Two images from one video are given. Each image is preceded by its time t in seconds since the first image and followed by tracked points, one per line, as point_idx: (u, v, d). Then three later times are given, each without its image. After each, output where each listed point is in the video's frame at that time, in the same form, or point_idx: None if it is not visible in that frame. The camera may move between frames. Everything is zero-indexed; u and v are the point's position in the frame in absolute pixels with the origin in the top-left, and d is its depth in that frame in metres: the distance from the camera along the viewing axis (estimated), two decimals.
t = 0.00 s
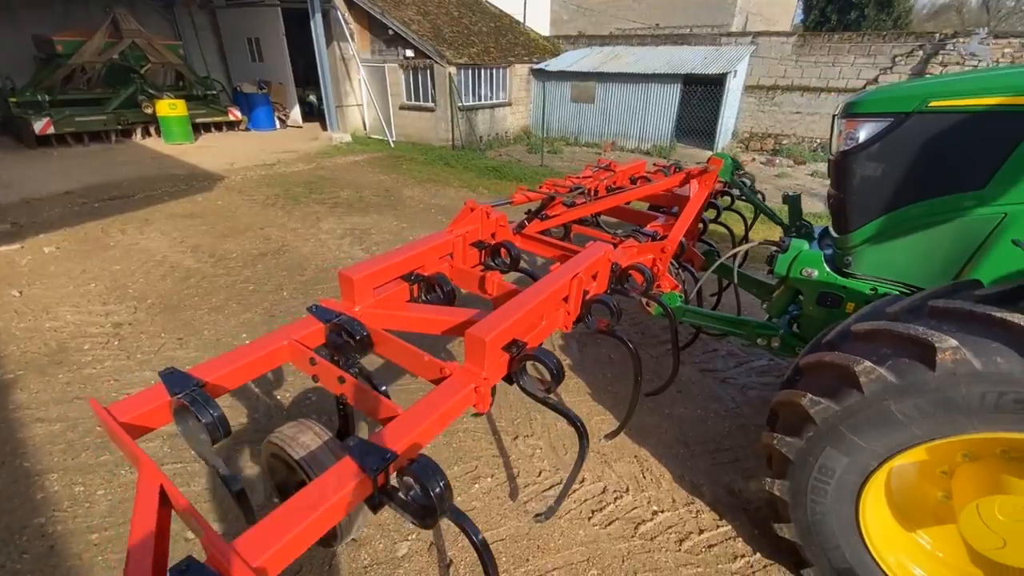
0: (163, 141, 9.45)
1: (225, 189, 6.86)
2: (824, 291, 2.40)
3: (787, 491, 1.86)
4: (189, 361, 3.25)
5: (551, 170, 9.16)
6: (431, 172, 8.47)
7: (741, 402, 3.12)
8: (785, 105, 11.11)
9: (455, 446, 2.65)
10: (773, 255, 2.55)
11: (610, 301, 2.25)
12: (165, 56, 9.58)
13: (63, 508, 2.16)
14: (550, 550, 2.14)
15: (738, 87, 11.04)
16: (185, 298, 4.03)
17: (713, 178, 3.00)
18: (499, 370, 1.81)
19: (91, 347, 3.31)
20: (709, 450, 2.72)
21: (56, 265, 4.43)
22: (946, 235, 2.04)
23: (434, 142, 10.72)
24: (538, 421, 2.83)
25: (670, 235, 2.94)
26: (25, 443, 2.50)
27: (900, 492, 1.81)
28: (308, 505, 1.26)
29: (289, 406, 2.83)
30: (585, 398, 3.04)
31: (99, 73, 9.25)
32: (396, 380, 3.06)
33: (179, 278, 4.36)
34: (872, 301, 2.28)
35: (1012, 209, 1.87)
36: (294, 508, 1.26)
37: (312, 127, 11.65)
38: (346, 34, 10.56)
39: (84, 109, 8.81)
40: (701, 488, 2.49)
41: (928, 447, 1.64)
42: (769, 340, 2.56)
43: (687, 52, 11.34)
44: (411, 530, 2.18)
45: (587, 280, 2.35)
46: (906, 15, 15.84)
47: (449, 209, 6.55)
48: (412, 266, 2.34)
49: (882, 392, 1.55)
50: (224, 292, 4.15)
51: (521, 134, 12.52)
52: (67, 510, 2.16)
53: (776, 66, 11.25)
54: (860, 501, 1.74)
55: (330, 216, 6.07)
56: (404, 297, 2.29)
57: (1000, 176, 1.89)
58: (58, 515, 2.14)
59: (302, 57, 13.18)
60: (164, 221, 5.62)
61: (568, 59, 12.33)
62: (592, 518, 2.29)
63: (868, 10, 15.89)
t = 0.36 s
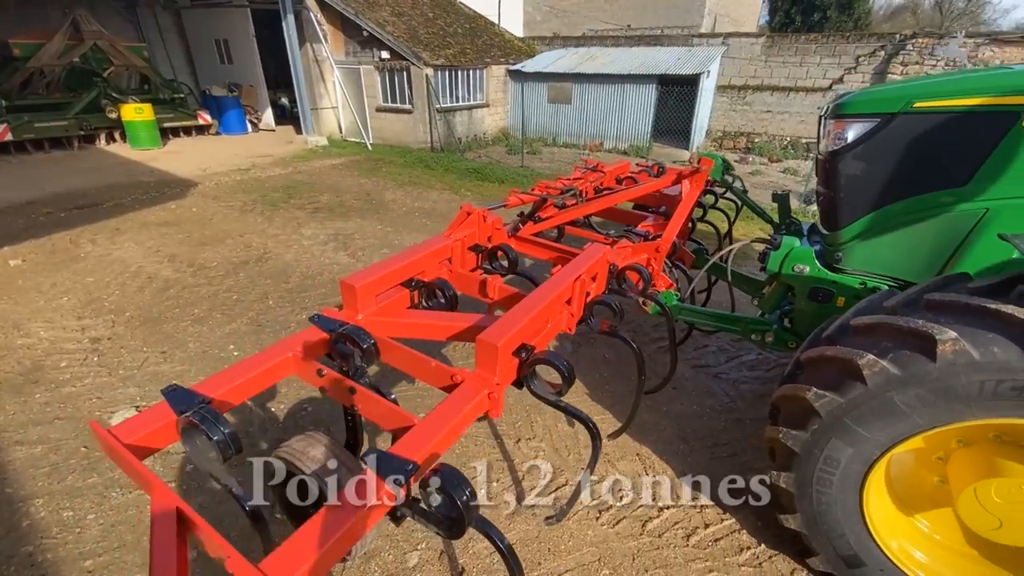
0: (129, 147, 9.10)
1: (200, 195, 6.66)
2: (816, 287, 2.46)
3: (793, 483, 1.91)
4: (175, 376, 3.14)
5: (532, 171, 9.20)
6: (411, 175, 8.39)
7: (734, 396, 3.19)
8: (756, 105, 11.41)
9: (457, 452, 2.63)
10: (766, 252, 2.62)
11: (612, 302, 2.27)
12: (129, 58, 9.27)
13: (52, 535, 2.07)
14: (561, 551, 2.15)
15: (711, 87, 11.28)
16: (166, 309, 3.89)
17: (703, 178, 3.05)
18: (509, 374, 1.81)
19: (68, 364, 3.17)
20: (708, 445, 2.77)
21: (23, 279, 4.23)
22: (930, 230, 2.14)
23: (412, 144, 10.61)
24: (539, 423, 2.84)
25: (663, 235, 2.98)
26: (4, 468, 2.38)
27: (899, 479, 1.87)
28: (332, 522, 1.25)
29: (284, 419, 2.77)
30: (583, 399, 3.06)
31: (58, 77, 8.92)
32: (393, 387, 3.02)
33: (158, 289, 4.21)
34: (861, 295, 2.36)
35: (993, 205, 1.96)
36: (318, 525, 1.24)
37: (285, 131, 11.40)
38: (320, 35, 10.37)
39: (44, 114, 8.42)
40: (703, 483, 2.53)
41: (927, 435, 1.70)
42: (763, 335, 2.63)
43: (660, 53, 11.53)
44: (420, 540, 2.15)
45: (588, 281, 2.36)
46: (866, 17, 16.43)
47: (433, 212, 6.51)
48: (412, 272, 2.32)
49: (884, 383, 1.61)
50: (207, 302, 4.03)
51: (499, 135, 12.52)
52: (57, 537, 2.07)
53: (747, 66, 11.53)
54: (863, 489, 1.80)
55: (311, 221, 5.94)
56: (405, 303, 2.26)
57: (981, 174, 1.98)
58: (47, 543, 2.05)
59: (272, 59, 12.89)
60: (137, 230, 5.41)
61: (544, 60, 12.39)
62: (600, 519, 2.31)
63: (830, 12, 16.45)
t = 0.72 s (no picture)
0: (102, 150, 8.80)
1: (181, 199, 6.49)
2: (813, 279, 2.55)
3: (803, 468, 1.97)
4: (172, 383, 3.06)
5: (518, 171, 9.23)
6: (397, 176, 8.34)
7: (733, 388, 3.27)
8: (734, 104, 11.67)
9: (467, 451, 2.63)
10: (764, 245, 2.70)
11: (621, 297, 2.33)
12: (99, 59, 9.17)
13: (56, 550, 2.01)
14: (578, 544, 2.18)
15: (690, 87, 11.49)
16: (155, 316, 3.79)
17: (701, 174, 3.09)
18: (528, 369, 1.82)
19: (57, 374, 3.06)
20: (712, 436, 2.83)
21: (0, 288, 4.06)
22: (923, 222, 2.23)
23: (395, 145, 10.53)
24: (546, 419, 2.87)
25: (663, 231, 3.03)
26: None
27: (902, 461, 1.94)
28: (374, 520, 1.26)
29: (289, 423, 2.73)
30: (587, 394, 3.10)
31: (26, 78, 8.54)
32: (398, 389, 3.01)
33: (146, 295, 4.09)
34: (857, 286, 2.46)
35: (981, 196, 2.06)
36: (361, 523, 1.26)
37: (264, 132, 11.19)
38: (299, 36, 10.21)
39: (11, 117, 8.10)
40: (709, 473, 2.59)
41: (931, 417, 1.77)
42: (763, 326, 2.71)
43: (640, 53, 11.69)
44: (437, 538, 2.16)
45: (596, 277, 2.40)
46: (835, 18, 16.95)
47: (422, 213, 6.48)
48: (421, 271, 2.31)
49: (891, 368, 1.68)
50: (198, 308, 3.94)
51: (482, 135, 12.52)
52: (62, 552, 2.01)
53: (724, 66, 11.78)
54: (871, 472, 1.87)
55: (299, 223, 5.85)
56: (415, 303, 2.25)
57: (971, 166, 2.07)
58: (51, 558, 1.98)
59: (249, 59, 12.64)
60: (117, 235, 5.25)
61: (526, 61, 12.44)
62: (613, 511, 2.35)
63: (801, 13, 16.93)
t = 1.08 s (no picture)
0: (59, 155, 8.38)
1: (150, 205, 6.25)
2: (800, 269, 2.65)
3: (803, 449, 2.06)
4: (159, 395, 2.96)
5: (495, 170, 9.25)
6: (374, 178, 8.23)
7: (723, 376, 3.38)
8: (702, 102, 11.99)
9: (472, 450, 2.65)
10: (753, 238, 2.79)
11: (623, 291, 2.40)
12: (54, 61, 8.72)
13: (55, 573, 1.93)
14: (590, 536, 2.23)
15: (660, 86, 11.74)
16: (135, 327, 3.65)
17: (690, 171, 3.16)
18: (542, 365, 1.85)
19: (35, 392, 2.92)
20: (708, 424, 2.93)
21: None
22: (902, 211, 2.36)
23: (369, 146, 10.38)
24: (547, 415, 2.90)
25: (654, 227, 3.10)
26: None
27: (893, 438, 2.05)
28: (418, 517, 1.25)
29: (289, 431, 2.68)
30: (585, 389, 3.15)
31: None
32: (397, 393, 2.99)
33: (122, 306, 3.93)
34: (842, 274, 2.57)
35: (956, 186, 2.19)
36: (407, 519, 1.25)
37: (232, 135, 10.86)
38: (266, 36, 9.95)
39: None
40: (709, 459, 2.67)
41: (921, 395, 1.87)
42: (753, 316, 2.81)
43: (611, 53, 11.87)
44: (451, 538, 2.17)
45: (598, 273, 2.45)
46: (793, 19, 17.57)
47: (404, 214, 6.43)
48: (425, 272, 2.31)
49: (887, 349, 1.78)
50: (180, 317, 3.81)
51: (456, 135, 12.48)
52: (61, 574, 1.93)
53: (692, 65, 12.07)
54: (868, 450, 1.97)
55: (277, 227, 5.71)
56: (421, 304, 2.24)
57: (947, 158, 2.20)
58: None
59: (211, 60, 12.24)
60: (85, 244, 5.03)
61: (498, 61, 12.46)
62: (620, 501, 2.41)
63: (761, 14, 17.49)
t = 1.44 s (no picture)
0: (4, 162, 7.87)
1: (110, 214, 5.94)
2: (785, 262, 2.73)
3: (799, 438, 2.12)
4: (136, 415, 2.81)
5: (470, 170, 9.20)
6: (347, 180, 8.05)
7: (710, 370, 3.44)
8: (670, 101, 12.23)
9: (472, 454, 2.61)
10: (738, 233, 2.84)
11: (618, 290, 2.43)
12: None
13: None
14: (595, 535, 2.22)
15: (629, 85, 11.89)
16: (104, 343, 3.46)
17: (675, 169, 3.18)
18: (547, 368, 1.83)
19: None
20: (700, 417, 2.98)
21: None
22: (881, 205, 2.45)
23: (339, 148, 10.15)
24: (543, 416, 2.90)
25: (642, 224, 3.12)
26: None
27: (883, 423, 2.12)
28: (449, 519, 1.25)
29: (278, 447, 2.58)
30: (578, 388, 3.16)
31: None
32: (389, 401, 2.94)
33: (88, 321, 3.72)
34: (825, 266, 2.65)
35: (931, 180, 2.29)
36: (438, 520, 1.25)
37: (193, 138, 10.44)
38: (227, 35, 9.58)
39: None
40: (704, 452, 2.72)
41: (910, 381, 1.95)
42: (740, 309, 2.87)
43: (579, 52, 11.96)
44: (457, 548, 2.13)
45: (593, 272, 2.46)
46: (753, 19, 18.10)
47: (381, 217, 6.32)
48: (419, 277, 2.26)
49: (878, 339, 1.84)
50: (152, 331, 3.63)
51: (427, 136, 12.35)
52: None
53: (659, 64, 12.27)
54: (861, 435, 2.03)
55: (249, 234, 5.51)
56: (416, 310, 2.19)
57: (921, 154, 2.30)
58: None
59: (168, 60, 11.72)
60: (41, 257, 4.73)
61: (467, 60, 12.38)
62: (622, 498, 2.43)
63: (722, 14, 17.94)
